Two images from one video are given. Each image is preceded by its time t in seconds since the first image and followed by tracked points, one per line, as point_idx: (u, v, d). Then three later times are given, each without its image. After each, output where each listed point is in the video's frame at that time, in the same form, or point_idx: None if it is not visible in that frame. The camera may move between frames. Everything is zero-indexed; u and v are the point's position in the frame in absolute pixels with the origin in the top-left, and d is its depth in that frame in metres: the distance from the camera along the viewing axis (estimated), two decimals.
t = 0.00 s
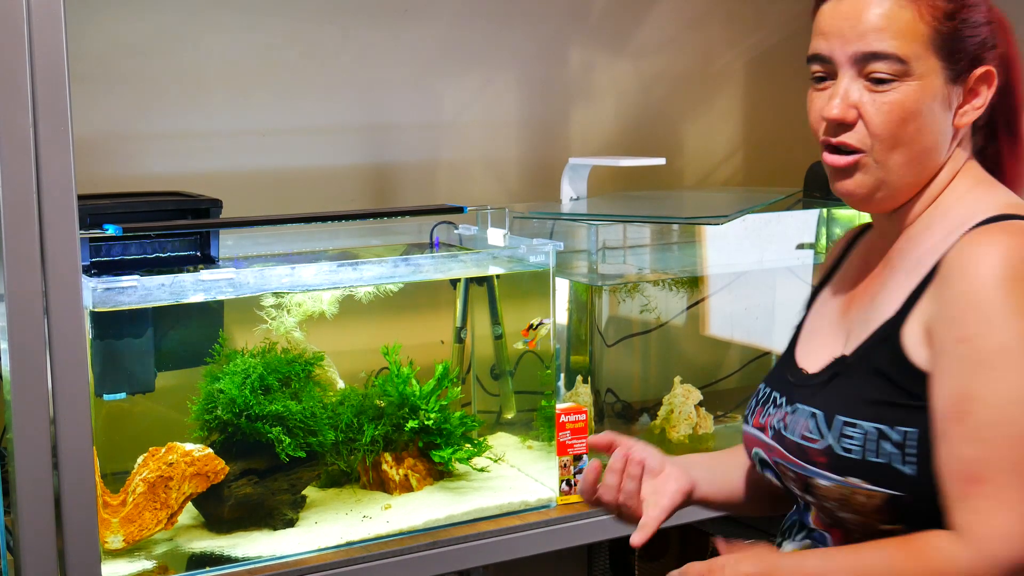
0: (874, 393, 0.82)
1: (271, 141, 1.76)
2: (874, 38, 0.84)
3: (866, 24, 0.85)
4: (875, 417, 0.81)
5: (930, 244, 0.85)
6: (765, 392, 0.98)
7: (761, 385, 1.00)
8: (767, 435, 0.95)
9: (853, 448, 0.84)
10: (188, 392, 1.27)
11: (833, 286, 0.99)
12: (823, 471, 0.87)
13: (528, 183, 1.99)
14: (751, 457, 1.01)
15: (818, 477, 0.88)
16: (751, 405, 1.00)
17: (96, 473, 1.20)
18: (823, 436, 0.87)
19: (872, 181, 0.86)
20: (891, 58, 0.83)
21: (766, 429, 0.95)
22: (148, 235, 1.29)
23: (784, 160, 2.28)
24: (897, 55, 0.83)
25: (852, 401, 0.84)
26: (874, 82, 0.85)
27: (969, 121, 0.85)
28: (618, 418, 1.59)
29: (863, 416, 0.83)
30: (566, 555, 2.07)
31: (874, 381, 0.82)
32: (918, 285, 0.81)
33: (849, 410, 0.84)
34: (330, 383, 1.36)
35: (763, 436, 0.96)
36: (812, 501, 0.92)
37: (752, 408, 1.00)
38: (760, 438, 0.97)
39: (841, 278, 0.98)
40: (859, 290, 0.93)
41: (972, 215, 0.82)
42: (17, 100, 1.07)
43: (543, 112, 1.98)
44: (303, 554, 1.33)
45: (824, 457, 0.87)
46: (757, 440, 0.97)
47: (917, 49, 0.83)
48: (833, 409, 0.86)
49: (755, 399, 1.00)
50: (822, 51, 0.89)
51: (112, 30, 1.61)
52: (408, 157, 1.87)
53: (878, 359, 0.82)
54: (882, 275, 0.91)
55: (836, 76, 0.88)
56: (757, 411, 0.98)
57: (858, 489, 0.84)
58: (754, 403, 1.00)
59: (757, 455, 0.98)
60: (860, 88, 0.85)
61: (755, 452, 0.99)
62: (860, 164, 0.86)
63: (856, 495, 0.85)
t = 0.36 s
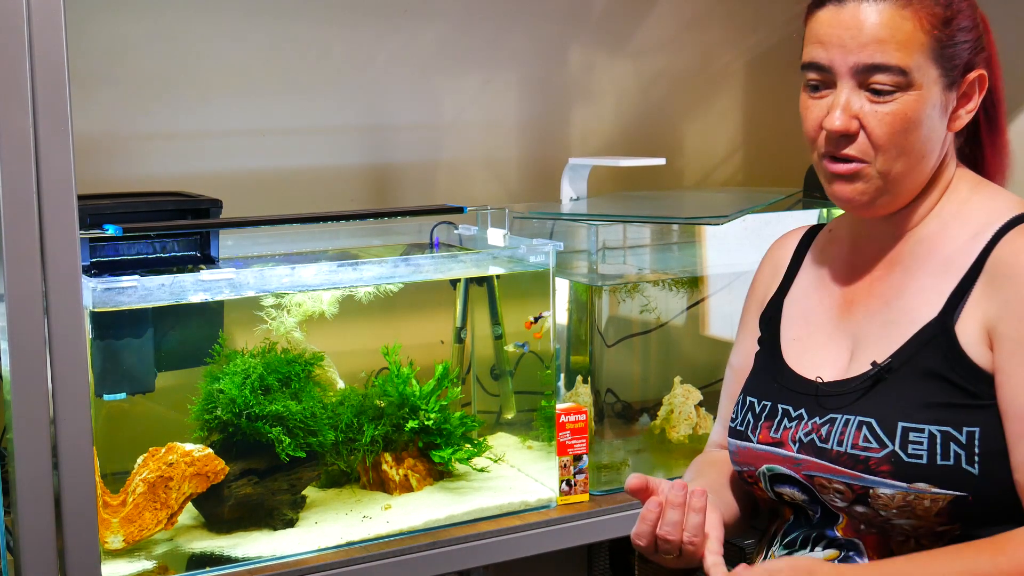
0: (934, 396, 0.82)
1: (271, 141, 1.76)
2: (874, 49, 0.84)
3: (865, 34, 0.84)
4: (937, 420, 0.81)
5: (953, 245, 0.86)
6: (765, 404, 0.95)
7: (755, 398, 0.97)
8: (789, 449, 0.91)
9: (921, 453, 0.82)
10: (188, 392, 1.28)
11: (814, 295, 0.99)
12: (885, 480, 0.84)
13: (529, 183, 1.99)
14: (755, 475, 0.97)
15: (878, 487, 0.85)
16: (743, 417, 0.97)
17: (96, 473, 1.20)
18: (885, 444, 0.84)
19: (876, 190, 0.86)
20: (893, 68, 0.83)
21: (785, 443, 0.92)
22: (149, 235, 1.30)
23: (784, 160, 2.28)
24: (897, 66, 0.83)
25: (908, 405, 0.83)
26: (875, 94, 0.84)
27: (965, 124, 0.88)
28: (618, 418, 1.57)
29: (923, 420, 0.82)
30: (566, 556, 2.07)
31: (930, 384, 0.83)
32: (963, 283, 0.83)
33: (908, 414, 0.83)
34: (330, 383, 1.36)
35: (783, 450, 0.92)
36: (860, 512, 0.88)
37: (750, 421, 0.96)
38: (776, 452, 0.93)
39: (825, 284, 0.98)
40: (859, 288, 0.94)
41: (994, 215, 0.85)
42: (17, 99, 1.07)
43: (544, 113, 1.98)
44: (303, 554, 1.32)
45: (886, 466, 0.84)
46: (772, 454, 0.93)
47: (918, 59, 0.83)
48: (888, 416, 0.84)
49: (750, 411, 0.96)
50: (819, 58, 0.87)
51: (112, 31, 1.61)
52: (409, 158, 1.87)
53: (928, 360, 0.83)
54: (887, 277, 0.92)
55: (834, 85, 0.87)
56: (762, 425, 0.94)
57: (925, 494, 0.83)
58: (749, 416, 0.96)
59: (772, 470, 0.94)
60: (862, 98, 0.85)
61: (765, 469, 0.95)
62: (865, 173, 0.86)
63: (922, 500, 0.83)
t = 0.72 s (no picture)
0: (928, 397, 0.81)
1: (271, 141, 1.76)
2: (875, 55, 0.83)
3: (866, 40, 0.83)
4: (927, 422, 0.80)
5: (958, 245, 0.85)
6: (769, 399, 0.95)
7: (761, 394, 0.97)
8: (786, 445, 0.92)
9: (909, 454, 0.81)
10: (188, 392, 1.28)
11: (825, 293, 0.98)
12: (872, 480, 0.84)
13: (528, 183, 1.99)
14: (755, 470, 0.97)
15: (866, 486, 0.85)
16: (749, 413, 0.97)
17: (95, 473, 1.20)
18: (874, 444, 0.83)
19: (876, 194, 0.86)
20: (892, 76, 0.82)
21: (783, 440, 0.92)
22: (148, 235, 1.30)
23: (784, 160, 2.28)
24: (897, 74, 0.82)
25: (901, 406, 0.82)
26: (875, 99, 0.83)
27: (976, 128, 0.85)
28: (618, 418, 1.57)
29: (914, 421, 0.81)
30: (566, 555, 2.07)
31: (924, 386, 0.82)
32: (961, 285, 0.82)
33: (897, 414, 0.82)
34: (330, 383, 1.36)
35: (780, 446, 0.92)
36: (850, 511, 0.88)
37: (753, 416, 0.97)
38: (774, 449, 0.93)
39: (838, 282, 0.98)
40: (870, 287, 0.93)
41: (998, 217, 0.83)
42: (17, 99, 1.07)
43: (544, 112, 1.98)
44: (303, 554, 1.32)
45: (875, 465, 0.84)
46: (771, 450, 0.93)
47: (918, 68, 0.81)
48: (879, 417, 0.84)
49: (755, 406, 0.97)
50: (822, 60, 0.87)
51: (112, 31, 1.61)
52: (408, 157, 1.87)
53: (925, 361, 0.82)
54: (895, 277, 0.91)
55: (837, 88, 0.86)
56: (764, 421, 0.95)
57: (912, 496, 0.82)
58: (754, 411, 0.97)
59: (770, 466, 0.94)
60: (862, 104, 0.84)
61: (766, 464, 0.95)
62: (864, 177, 0.85)
63: (909, 502, 0.83)
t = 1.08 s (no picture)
0: (919, 403, 0.80)
1: (271, 142, 1.76)
2: (919, 42, 0.83)
3: (909, 27, 0.83)
4: (915, 428, 0.80)
5: (964, 248, 0.85)
6: (778, 403, 0.97)
7: (773, 397, 0.98)
8: (789, 449, 0.94)
9: (899, 461, 0.82)
10: (188, 392, 1.28)
11: (846, 297, 0.99)
12: (863, 486, 0.85)
13: (528, 183, 1.99)
14: (767, 472, 0.99)
15: (858, 492, 0.87)
16: (762, 416, 0.99)
17: (95, 473, 1.20)
18: (864, 450, 0.84)
19: (921, 188, 0.85)
20: (939, 62, 0.83)
21: (786, 444, 0.94)
22: (148, 235, 1.30)
23: (784, 160, 2.28)
24: (944, 59, 0.82)
25: (892, 412, 0.82)
26: (920, 86, 0.84)
27: (1001, 121, 0.88)
28: (618, 418, 1.58)
29: (904, 427, 0.81)
30: (566, 555, 2.07)
31: (915, 392, 0.81)
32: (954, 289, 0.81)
33: (887, 420, 0.83)
34: (330, 383, 1.36)
35: (784, 450, 0.94)
36: (849, 515, 0.91)
37: (764, 420, 0.99)
38: (780, 453, 0.95)
39: (858, 285, 0.99)
40: (885, 291, 0.93)
41: (1003, 219, 0.82)
42: (17, 98, 1.07)
43: (543, 112, 1.98)
44: (303, 554, 1.33)
45: (864, 472, 0.85)
46: (777, 454, 0.95)
47: (964, 53, 0.83)
48: (870, 423, 0.84)
49: (767, 410, 0.99)
50: (862, 52, 0.87)
51: (112, 31, 1.61)
52: (408, 157, 1.87)
53: (916, 366, 0.81)
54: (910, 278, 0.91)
55: (878, 79, 0.86)
56: (772, 424, 0.96)
57: (902, 503, 0.83)
58: (766, 414, 0.99)
59: (777, 469, 0.97)
60: (907, 93, 0.85)
61: (774, 467, 0.97)
62: (910, 170, 0.85)
63: (899, 509, 0.83)
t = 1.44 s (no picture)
0: (929, 401, 0.80)
1: (272, 142, 1.76)
2: (931, 43, 0.83)
3: (921, 27, 0.83)
4: (927, 425, 0.80)
5: (968, 248, 0.85)
6: (786, 401, 0.96)
7: (779, 395, 0.98)
8: (796, 446, 0.92)
9: (909, 458, 0.81)
10: (188, 392, 1.28)
11: (851, 295, 0.99)
12: (873, 482, 0.84)
13: (529, 183, 1.99)
14: (773, 470, 0.98)
15: (867, 489, 0.85)
16: (768, 414, 0.98)
17: (96, 473, 1.20)
18: (874, 447, 0.83)
19: (925, 187, 0.85)
20: (951, 63, 0.83)
21: (795, 441, 0.92)
22: (148, 235, 1.30)
23: (784, 160, 2.28)
24: (956, 61, 0.83)
25: (901, 409, 0.82)
26: (930, 86, 0.84)
27: (1008, 124, 0.88)
28: (618, 418, 1.57)
29: (914, 424, 0.81)
30: (566, 555, 2.07)
31: (925, 390, 0.81)
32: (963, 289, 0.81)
33: (898, 417, 0.82)
34: (330, 383, 1.36)
35: (791, 447, 0.93)
36: (856, 512, 0.89)
37: (772, 417, 0.97)
38: (787, 450, 0.94)
39: (863, 283, 0.98)
40: (889, 288, 0.93)
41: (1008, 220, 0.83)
42: (17, 98, 1.07)
43: (544, 112, 1.98)
44: (302, 554, 1.32)
45: (875, 468, 0.83)
46: (784, 451, 0.94)
47: (975, 56, 0.83)
48: (880, 419, 0.84)
49: (774, 407, 0.98)
50: (874, 51, 0.86)
51: (112, 30, 1.61)
52: (408, 157, 1.87)
53: (926, 365, 0.81)
54: (914, 276, 0.91)
55: (888, 77, 0.86)
56: (780, 421, 0.95)
57: (912, 499, 0.82)
58: (773, 412, 0.98)
59: (784, 467, 0.95)
60: (916, 93, 0.84)
61: (781, 464, 0.96)
62: (915, 168, 0.85)
63: (909, 505, 0.82)
